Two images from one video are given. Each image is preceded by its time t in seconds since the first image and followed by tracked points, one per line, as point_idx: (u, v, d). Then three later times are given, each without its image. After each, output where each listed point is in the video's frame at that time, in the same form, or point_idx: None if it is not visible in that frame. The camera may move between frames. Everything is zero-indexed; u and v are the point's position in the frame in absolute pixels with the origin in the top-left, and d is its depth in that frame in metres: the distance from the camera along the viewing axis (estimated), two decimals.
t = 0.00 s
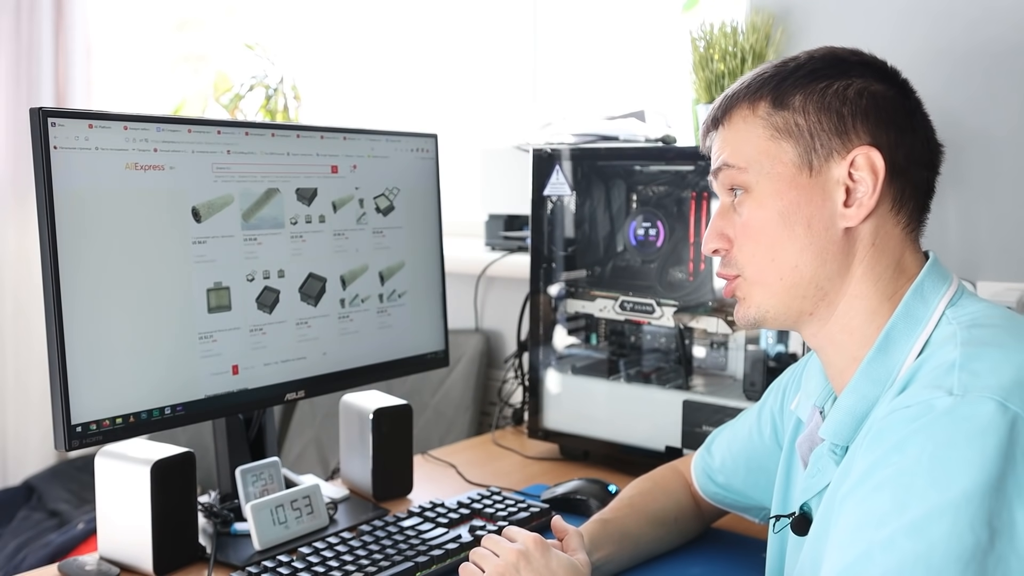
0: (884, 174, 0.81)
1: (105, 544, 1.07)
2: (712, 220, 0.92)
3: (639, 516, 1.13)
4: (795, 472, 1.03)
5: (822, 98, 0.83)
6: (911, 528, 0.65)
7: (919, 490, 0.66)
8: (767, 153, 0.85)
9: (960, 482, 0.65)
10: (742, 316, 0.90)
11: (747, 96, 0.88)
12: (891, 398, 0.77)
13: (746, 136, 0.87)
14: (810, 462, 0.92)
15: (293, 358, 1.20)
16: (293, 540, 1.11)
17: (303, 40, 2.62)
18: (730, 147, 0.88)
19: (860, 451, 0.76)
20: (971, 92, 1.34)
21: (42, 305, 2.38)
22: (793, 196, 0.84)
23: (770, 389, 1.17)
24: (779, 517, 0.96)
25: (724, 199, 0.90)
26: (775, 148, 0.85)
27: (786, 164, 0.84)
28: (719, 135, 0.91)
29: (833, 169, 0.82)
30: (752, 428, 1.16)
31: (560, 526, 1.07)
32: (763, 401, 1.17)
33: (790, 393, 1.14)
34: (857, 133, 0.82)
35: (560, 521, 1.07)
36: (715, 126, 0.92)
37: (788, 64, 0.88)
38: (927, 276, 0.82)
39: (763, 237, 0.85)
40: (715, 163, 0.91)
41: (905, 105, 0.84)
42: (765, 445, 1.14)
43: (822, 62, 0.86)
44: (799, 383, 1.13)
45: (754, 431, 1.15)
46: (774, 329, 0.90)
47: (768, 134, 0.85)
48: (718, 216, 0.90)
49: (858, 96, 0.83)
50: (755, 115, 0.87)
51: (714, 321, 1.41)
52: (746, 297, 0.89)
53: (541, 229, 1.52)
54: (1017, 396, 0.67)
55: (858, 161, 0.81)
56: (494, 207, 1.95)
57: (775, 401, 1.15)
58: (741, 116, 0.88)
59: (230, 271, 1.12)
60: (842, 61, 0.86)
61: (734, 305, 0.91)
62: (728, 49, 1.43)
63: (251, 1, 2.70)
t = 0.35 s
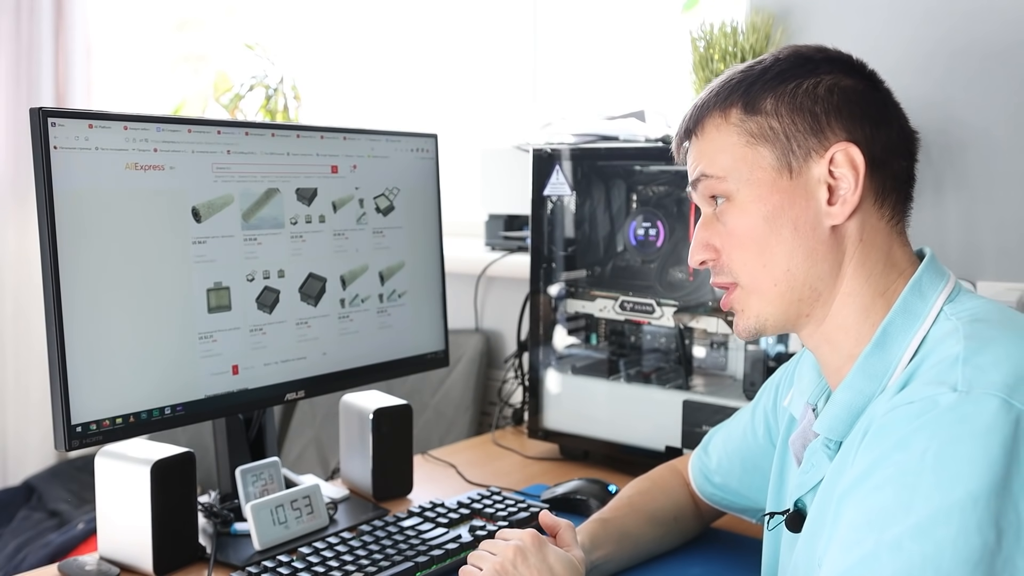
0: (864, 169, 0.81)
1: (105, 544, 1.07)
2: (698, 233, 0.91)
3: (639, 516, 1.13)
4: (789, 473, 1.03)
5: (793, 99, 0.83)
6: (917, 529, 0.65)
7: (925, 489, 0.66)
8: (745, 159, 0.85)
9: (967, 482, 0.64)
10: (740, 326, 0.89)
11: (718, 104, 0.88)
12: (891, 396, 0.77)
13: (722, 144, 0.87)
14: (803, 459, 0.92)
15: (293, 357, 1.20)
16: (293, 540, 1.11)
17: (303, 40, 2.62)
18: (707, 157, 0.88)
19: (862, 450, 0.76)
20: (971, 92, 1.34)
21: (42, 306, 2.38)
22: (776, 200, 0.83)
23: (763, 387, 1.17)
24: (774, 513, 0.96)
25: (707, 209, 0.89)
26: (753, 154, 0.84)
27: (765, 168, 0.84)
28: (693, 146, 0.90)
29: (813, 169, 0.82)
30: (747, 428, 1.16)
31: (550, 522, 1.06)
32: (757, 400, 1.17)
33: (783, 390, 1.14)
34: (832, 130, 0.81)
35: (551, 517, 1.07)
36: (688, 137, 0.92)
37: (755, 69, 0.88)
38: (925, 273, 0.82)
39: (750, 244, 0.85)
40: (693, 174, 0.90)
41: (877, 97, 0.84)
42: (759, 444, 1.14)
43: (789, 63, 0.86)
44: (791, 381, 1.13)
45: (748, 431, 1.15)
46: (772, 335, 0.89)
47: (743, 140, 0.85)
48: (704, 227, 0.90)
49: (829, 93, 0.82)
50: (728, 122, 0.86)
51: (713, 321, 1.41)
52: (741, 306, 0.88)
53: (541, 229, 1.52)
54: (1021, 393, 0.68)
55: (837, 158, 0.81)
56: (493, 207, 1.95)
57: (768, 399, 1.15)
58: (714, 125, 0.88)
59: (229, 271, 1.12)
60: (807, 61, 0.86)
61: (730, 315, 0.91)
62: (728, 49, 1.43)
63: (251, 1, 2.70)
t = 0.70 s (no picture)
0: (888, 159, 0.79)
1: (105, 544, 1.07)
2: (718, 219, 0.91)
3: (629, 511, 1.14)
4: (797, 472, 1.02)
5: (817, 87, 0.82)
6: (930, 521, 0.65)
7: (943, 484, 0.65)
8: (766, 147, 0.84)
9: (985, 479, 0.64)
10: (756, 314, 0.89)
11: (741, 90, 0.87)
12: (913, 391, 0.76)
13: (744, 131, 0.86)
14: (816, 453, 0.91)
15: (293, 357, 1.20)
16: (293, 540, 1.11)
17: (303, 40, 2.62)
18: (729, 143, 0.87)
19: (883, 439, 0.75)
20: (970, 91, 1.34)
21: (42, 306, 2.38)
22: (797, 188, 0.82)
23: (764, 387, 1.16)
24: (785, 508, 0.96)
25: (728, 196, 0.89)
26: (775, 141, 0.83)
27: (787, 157, 0.83)
28: (716, 132, 0.90)
29: (835, 158, 0.81)
30: (746, 427, 1.15)
31: (522, 519, 1.06)
32: (756, 400, 1.16)
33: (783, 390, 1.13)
34: (856, 119, 0.80)
35: (523, 513, 1.06)
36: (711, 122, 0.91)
37: (780, 54, 0.87)
38: (950, 269, 0.82)
39: (769, 232, 0.84)
40: (715, 161, 0.90)
41: (904, 84, 0.82)
42: (759, 444, 1.14)
43: (815, 49, 0.85)
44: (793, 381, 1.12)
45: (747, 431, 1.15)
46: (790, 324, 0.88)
47: (765, 127, 0.84)
48: (724, 214, 0.89)
49: (854, 81, 0.81)
50: (751, 109, 0.85)
51: (714, 321, 1.42)
52: (758, 294, 0.87)
53: (541, 229, 1.52)
54: None
55: (861, 147, 0.80)
56: (493, 207, 1.95)
57: (769, 399, 1.14)
58: (736, 112, 0.87)
59: (229, 271, 1.12)
60: (834, 45, 0.84)
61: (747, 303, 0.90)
62: (728, 49, 1.43)
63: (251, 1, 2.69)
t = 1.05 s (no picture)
0: (915, 164, 0.77)
1: (105, 544, 1.07)
2: (733, 219, 0.88)
3: (629, 511, 1.14)
4: (806, 474, 1.02)
5: (843, 88, 0.79)
6: (941, 521, 0.65)
7: (955, 483, 0.65)
8: (790, 149, 0.81)
9: (997, 481, 0.64)
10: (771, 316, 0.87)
11: (761, 87, 0.83)
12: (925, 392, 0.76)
13: (765, 131, 0.82)
14: (828, 456, 0.91)
15: (292, 357, 1.20)
16: (293, 540, 1.11)
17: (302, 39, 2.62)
18: (748, 143, 0.84)
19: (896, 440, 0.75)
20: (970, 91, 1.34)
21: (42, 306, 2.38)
22: (821, 192, 0.80)
23: (770, 388, 1.16)
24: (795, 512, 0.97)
25: (744, 196, 0.86)
26: (799, 144, 0.81)
27: (811, 160, 0.80)
28: (732, 130, 0.86)
29: (861, 162, 0.79)
30: (750, 428, 1.15)
31: (521, 521, 1.07)
32: (761, 401, 1.16)
33: (789, 391, 1.12)
34: (882, 121, 0.78)
35: (521, 515, 1.08)
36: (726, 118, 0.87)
37: (802, 49, 0.83)
38: (962, 270, 0.81)
39: (791, 236, 0.82)
40: (731, 159, 0.86)
41: (925, 86, 0.80)
42: (763, 445, 1.14)
43: (839, 46, 0.81)
44: (800, 382, 1.11)
45: (751, 432, 1.14)
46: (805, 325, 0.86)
47: (788, 128, 0.81)
48: (739, 214, 0.86)
49: (880, 82, 0.78)
50: (773, 107, 0.82)
51: (714, 321, 1.42)
52: (776, 297, 0.85)
53: (542, 229, 1.51)
54: None
55: (888, 152, 0.78)
56: (493, 207, 1.95)
57: (774, 400, 1.14)
58: (757, 110, 0.83)
59: (230, 271, 1.12)
60: (858, 42, 0.81)
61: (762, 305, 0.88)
62: (729, 48, 1.43)
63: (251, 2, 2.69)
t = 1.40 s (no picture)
0: (937, 168, 0.77)
1: (105, 544, 1.07)
2: (743, 200, 0.85)
3: (628, 511, 1.14)
4: (809, 473, 1.02)
5: (877, 83, 0.77)
6: (918, 479, 0.64)
7: (934, 443, 0.65)
8: (817, 136, 0.79)
9: (975, 439, 0.63)
10: (773, 305, 0.84)
11: (793, 70, 0.80)
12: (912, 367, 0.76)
13: (793, 115, 0.80)
14: (831, 450, 0.91)
15: (292, 357, 1.19)
16: (293, 540, 1.11)
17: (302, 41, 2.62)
18: (772, 125, 0.81)
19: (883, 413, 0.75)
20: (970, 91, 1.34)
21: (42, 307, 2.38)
22: (845, 184, 0.78)
23: (772, 385, 1.15)
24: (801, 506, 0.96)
25: (759, 180, 0.83)
26: (827, 132, 0.78)
27: (838, 151, 0.78)
28: (755, 109, 0.83)
29: (885, 159, 0.77)
30: (752, 427, 1.15)
31: (511, 519, 1.07)
32: (763, 399, 1.16)
33: (792, 389, 1.12)
34: (911, 122, 0.77)
35: (512, 513, 1.08)
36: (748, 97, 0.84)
37: (836, 39, 0.80)
38: (960, 258, 0.80)
39: (807, 225, 0.79)
40: (750, 140, 0.83)
41: (950, 92, 0.79)
42: (766, 443, 1.13)
43: (875, 40, 0.79)
44: (803, 380, 1.11)
45: (754, 429, 1.15)
46: (806, 318, 0.84)
47: (818, 116, 0.79)
48: (750, 197, 0.83)
49: (912, 82, 0.77)
50: (805, 92, 0.79)
51: (714, 321, 1.43)
52: (783, 285, 0.83)
53: (542, 229, 1.50)
54: None
55: (913, 153, 0.76)
56: (493, 207, 1.95)
57: (776, 399, 1.13)
58: (787, 93, 0.80)
59: (230, 271, 1.12)
60: (895, 41, 0.79)
61: (764, 291, 0.85)
62: (729, 48, 1.43)
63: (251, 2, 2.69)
